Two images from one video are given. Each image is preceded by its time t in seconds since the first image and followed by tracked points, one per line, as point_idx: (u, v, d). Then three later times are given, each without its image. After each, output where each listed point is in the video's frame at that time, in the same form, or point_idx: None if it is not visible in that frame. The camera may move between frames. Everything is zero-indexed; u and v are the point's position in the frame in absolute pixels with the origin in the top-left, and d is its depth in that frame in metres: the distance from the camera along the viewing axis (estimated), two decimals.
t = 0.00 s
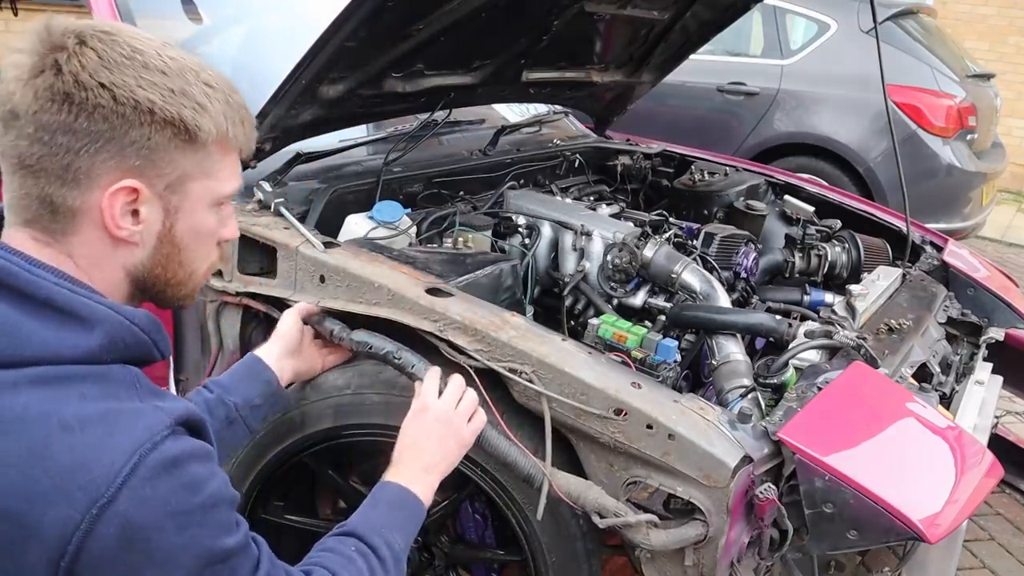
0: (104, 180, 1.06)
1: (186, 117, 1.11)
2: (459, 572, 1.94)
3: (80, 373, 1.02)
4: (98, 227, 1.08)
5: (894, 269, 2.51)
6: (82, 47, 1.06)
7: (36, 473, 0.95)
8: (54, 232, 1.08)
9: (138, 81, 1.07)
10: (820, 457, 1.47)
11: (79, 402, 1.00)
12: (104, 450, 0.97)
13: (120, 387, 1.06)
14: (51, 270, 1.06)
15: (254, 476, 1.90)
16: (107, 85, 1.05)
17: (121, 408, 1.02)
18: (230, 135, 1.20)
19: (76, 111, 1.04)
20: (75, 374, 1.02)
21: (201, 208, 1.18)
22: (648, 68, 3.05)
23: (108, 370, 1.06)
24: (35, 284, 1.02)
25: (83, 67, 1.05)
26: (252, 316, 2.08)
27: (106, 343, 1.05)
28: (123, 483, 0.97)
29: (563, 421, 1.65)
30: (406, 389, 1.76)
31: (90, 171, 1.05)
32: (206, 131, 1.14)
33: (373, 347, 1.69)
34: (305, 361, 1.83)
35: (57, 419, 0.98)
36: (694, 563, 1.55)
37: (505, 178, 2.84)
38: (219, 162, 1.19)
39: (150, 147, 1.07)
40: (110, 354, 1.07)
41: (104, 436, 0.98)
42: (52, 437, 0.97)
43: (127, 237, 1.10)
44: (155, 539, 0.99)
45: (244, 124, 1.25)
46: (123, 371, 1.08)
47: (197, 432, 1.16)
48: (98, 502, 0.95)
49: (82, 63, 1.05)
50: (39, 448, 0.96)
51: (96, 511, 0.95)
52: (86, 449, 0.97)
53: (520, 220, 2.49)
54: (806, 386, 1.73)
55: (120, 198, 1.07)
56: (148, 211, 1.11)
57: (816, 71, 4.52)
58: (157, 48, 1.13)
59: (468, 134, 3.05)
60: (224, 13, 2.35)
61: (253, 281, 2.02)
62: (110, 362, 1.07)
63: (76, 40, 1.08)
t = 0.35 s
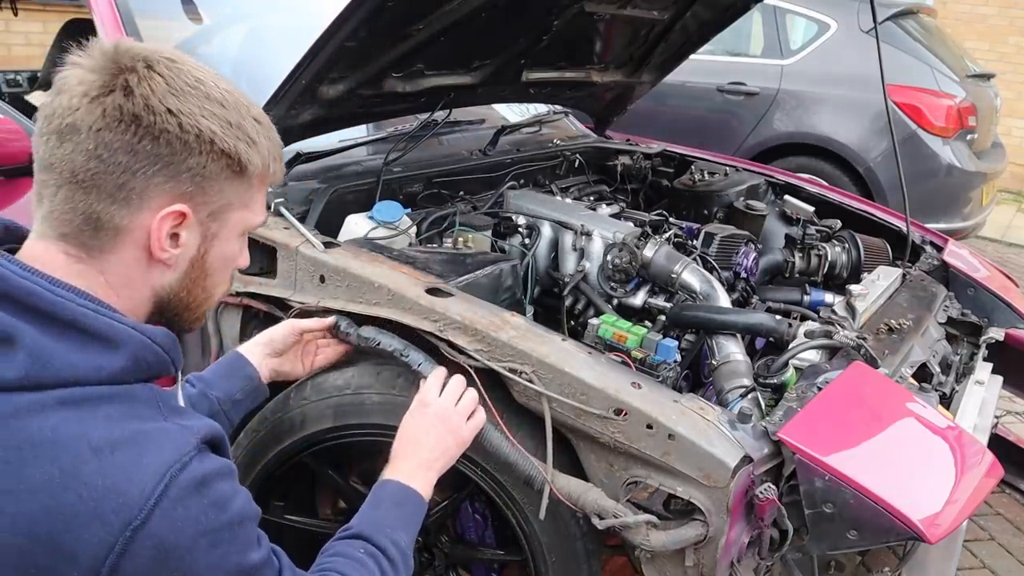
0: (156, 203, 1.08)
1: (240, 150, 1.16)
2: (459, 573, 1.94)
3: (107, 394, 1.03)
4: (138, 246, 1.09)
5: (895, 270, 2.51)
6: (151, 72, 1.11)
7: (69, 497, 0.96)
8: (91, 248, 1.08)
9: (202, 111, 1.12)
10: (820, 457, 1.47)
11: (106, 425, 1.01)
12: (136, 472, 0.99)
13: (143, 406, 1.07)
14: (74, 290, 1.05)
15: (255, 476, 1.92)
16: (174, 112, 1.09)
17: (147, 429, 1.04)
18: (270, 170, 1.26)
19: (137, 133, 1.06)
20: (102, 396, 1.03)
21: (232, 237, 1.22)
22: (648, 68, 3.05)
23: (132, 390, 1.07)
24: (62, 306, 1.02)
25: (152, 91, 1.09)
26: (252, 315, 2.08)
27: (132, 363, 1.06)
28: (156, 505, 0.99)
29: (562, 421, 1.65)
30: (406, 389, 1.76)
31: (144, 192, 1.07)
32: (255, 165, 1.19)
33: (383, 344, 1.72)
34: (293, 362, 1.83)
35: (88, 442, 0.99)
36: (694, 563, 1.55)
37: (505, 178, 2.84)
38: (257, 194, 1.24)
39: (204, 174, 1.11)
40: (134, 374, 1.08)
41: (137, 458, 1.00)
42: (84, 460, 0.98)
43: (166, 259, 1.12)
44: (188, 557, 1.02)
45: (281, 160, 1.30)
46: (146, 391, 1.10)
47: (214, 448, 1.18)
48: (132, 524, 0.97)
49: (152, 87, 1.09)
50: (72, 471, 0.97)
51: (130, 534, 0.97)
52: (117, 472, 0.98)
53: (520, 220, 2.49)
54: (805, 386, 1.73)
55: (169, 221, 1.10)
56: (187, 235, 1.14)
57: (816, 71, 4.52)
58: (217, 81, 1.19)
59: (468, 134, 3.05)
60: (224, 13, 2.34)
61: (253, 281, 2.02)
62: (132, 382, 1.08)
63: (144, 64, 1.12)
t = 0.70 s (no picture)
0: (172, 208, 1.09)
1: (255, 153, 1.18)
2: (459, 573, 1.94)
3: (113, 404, 1.04)
4: (155, 251, 1.11)
5: (894, 270, 2.51)
6: (164, 76, 1.11)
7: (72, 507, 0.97)
8: (106, 254, 1.09)
9: (216, 115, 1.13)
10: (820, 457, 1.47)
11: (111, 435, 1.02)
12: (140, 484, 1.00)
13: (150, 419, 1.09)
14: (85, 297, 1.06)
15: (255, 476, 1.91)
16: (189, 116, 1.10)
17: (153, 441, 1.05)
18: (284, 171, 1.28)
19: (156, 139, 1.07)
20: (109, 407, 1.04)
21: (249, 238, 1.24)
22: (648, 68, 3.05)
23: (138, 402, 1.08)
24: (72, 313, 1.02)
25: (167, 96, 1.09)
26: (252, 315, 2.08)
27: (139, 374, 1.07)
28: (159, 517, 1.00)
29: (562, 422, 1.65)
30: (407, 389, 1.76)
31: (160, 198, 1.08)
32: (269, 167, 1.21)
33: (395, 337, 1.75)
34: (311, 362, 1.84)
35: (93, 453, 0.99)
36: (693, 563, 1.55)
37: (505, 178, 2.84)
38: (270, 196, 1.26)
39: (219, 178, 1.12)
40: (142, 384, 1.08)
41: (141, 470, 1.01)
42: (89, 470, 0.98)
43: (184, 264, 1.13)
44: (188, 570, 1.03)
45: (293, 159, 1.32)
46: (152, 402, 1.11)
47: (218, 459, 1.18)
48: (133, 537, 0.98)
49: (166, 92, 1.09)
50: (76, 481, 0.97)
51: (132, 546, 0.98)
52: (120, 484, 0.99)
53: (520, 220, 2.49)
54: (805, 386, 1.73)
55: (186, 226, 1.11)
56: (204, 239, 1.15)
57: (816, 71, 4.52)
58: (229, 83, 1.20)
59: (468, 134, 3.05)
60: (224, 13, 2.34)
61: (253, 281, 2.02)
62: (139, 393, 1.09)
63: (157, 68, 1.12)
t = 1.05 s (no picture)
0: (140, 215, 1.08)
1: (232, 159, 1.12)
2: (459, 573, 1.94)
3: (106, 413, 1.07)
4: (129, 259, 1.10)
5: (894, 270, 2.51)
6: (139, 76, 1.11)
7: (62, 518, 1.00)
8: (86, 259, 1.10)
9: (189, 117, 1.10)
10: (820, 457, 1.47)
11: (102, 447, 1.04)
12: (128, 499, 1.02)
13: (145, 429, 1.11)
14: (79, 301, 1.08)
15: (256, 475, 1.91)
16: (157, 118, 1.08)
17: (144, 454, 1.07)
18: (277, 181, 1.21)
19: (119, 140, 1.07)
20: (102, 416, 1.06)
21: (236, 249, 1.19)
22: (648, 68, 3.05)
23: (130, 410, 1.10)
24: (66, 319, 1.05)
25: (136, 96, 1.09)
26: (252, 315, 2.09)
27: (133, 379, 1.09)
28: (145, 534, 1.01)
29: (562, 421, 1.65)
30: (407, 389, 1.76)
31: (126, 203, 1.07)
32: (252, 175, 1.15)
33: (394, 340, 1.76)
34: (317, 361, 1.85)
35: (83, 464, 1.02)
36: (694, 563, 1.55)
37: (505, 178, 2.84)
38: (261, 207, 1.20)
39: (190, 185, 1.09)
40: (136, 390, 1.11)
41: (129, 485, 1.03)
42: (76, 483, 1.01)
43: (156, 273, 1.11)
44: None
45: (295, 171, 1.27)
46: (146, 409, 1.13)
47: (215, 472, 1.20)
48: (118, 552, 1.00)
49: (135, 92, 1.09)
50: (65, 493, 1.00)
51: (116, 562, 1.00)
52: (110, 496, 1.01)
53: (520, 220, 2.49)
54: (805, 386, 1.73)
55: (153, 233, 1.09)
56: (180, 248, 1.12)
57: (816, 71, 4.52)
58: (217, 86, 1.16)
59: (468, 134, 3.05)
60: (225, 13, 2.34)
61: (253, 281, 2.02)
62: (133, 399, 1.11)
63: (135, 68, 1.12)
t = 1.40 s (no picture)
0: (101, 221, 1.06)
1: (198, 159, 1.10)
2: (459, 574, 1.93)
3: (65, 441, 1.05)
4: (92, 266, 1.09)
5: (894, 270, 2.51)
6: (96, 71, 1.07)
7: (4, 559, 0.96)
8: (52, 269, 1.10)
9: (150, 115, 1.07)
10: (820, 457, 1.47)
11: (59, 480, 1.01)
12: (75, 542, 0.98)
13: (107, 461, 1.08)
14: (41, 317, 1.09)
15: (256, 473, 1.91)
16: (114, 117, 1.05)
17: (101, 491, 1.03)
18: (250, 180, 1.19)
19: (74, 140, 1.04)
20: (60, 444, 1.04)
21: (210, 255, 1.18)
22: (648, 68, 3.05)
23: (91, 439, 1.08)
24: (25, 338, 1.04)
25: (91, 92, 1.05)
26: (252, 315, 2.09)
27: (95, 403, 1.07)
28: None
29: (562, 422, 1.65)
30: (407, 389, 1.76)
31: (86, 209, 1.05)
32: (221, 175, 1.13)
33: (394, 339, 1.76)
34: (317, 361, 1.86)
35: (34, 500, 0.98)
36: (693, 563, 1.54)
37: (505, 178, 2.84)
38: (235, 209, 1.19)
39: (153, 188, 1.07)
40: (99, 414, 1.09)
41: (80, 524, 0.99)
42: (24, 521, 0.97)
43: (120, 281, 1.10)
44: None
45: (270, 165, 1.24)
46: (110, 437, 1.11)
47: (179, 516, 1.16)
48: None
49: (90, 89, 1.06)
50: (10, 532, 0.96)
51: None
52: (58, 536, 0.97)
53: (520, 220, 2.49)
54: (805, 386, 1.73)
55: (116, 240, 1.07)
56: (148, 254, 1.10)
57: (816, 71, 4.52)
58: (183, 78, 1.12)
59: (468, 134, 3.06)
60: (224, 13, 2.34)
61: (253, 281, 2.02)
62: (96, 424, 1.10)
63: (92, 63, 1.09)
